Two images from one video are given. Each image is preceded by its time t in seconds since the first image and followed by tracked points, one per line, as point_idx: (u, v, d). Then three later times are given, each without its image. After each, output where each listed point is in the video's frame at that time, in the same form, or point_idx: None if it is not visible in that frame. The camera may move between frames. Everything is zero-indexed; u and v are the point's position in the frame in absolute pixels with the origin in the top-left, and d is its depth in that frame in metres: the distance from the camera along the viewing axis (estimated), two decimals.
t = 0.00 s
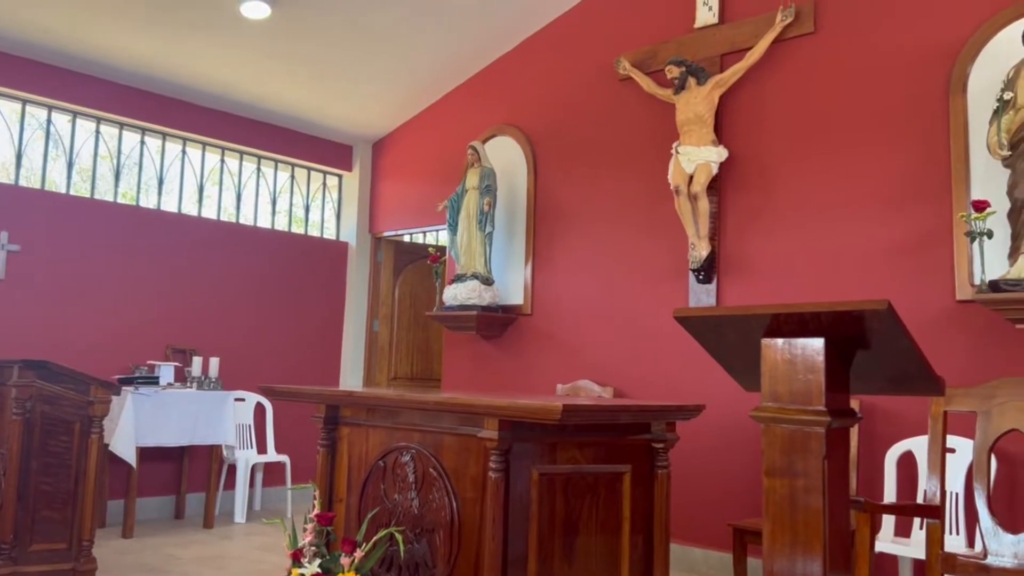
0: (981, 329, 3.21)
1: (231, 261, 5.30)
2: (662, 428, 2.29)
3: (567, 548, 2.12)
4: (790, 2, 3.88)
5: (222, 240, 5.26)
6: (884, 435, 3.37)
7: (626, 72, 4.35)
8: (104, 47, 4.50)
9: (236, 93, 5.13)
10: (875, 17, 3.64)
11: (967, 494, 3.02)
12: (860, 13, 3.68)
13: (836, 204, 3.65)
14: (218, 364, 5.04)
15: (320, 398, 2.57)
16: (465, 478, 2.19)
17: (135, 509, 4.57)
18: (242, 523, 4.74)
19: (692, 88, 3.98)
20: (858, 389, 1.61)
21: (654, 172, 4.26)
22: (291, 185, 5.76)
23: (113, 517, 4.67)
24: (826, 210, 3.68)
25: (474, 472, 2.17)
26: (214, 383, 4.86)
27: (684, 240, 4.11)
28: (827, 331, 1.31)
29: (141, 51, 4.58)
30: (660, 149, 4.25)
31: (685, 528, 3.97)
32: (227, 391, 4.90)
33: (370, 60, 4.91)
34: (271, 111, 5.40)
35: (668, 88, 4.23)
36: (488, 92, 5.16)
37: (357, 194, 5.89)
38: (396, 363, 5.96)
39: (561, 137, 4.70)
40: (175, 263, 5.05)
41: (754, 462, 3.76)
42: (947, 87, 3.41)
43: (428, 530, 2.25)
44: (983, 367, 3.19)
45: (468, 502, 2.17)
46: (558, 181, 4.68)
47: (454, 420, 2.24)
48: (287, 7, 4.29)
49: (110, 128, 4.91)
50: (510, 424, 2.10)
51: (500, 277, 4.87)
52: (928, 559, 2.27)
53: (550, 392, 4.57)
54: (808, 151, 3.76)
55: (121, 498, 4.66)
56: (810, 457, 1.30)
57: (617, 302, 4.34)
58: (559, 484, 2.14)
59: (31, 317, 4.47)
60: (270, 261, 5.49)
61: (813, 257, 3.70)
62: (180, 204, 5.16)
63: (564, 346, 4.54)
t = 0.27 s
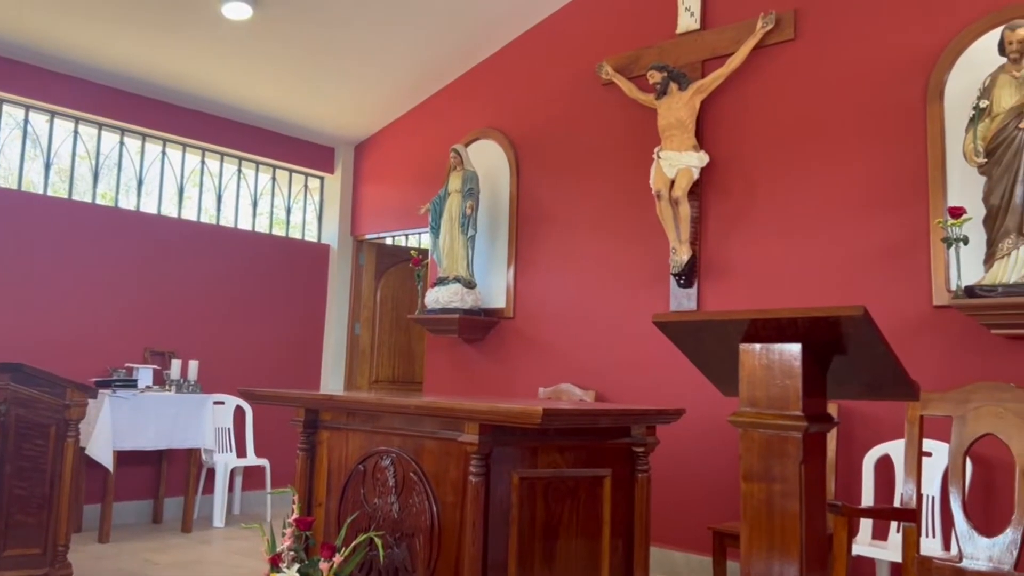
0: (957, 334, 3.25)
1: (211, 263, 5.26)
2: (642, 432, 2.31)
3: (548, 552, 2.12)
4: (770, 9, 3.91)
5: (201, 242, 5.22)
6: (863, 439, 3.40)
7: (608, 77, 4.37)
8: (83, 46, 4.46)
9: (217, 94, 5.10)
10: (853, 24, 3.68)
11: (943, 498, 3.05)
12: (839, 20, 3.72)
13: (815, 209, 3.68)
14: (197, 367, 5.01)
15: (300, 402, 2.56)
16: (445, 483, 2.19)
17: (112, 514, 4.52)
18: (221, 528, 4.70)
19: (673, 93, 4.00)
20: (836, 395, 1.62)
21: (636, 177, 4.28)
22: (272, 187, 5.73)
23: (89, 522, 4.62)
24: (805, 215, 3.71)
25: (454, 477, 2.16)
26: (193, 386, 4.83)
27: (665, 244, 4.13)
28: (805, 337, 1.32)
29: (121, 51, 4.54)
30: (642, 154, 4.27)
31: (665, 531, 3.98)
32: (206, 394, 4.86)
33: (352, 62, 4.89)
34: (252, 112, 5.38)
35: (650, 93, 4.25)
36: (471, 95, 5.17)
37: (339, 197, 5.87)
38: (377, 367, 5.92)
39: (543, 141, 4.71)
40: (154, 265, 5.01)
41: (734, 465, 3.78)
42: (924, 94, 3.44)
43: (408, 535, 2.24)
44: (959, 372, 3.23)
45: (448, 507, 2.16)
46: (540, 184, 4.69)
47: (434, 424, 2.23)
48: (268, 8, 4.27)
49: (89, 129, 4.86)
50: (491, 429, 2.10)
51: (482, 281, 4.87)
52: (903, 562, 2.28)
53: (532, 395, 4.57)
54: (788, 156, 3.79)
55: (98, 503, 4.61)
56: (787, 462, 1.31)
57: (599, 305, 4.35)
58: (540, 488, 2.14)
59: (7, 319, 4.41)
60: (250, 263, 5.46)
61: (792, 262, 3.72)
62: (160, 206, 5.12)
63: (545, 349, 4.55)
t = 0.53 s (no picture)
0: (883, 348, 3.35)
1: (142, 271, 5.13)
2: (580, 444, 2.39)
3: (485, 564, 2.14)
4: (707, 29, 4.00)
5: (133, 249, 5.09)
6: (793, 449, 3.48)
7: (550, 91, 4.41)
8: (9, 45, 4.31)
9: (152, 98, 4.98)
10: (786, 45, 3.79)
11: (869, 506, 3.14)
12: (773, 41, 3.82)
13: (749, 224, 3.77)
14: (127, 378, 4.87)
15: (232, 415, 2.51)
16: (381, 497, 2.17)
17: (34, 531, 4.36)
18: (150, 544, 4.57)
19: (613, 108, 4.08)
20: (763, 409, 1.66)
21: (576, 190, 4.32)
22: (209, 194, 5.62)
23: (9, 540, 4.45)
24: (740, 230, 3.79)
25: (389, 491, 2.14)
26: (123, 398, 4.69)
27: (604, 257, 4.18)
28: (731, 352, 1.36)
29: (50, 51, 4.40)
30: (583, 167, 4.32)
31: (602, 542, 4.01)
32: (136, 406, 4.73)
33: (293, 68, 4.84)
34: (188, 118, 5.27)
35: (591, 107, 4.31)
36: (413, 105, 5.15)
37: (277, 204, 5.79)
38: (315, 379, 5.84)
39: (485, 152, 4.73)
40: (82, 273, 4.86)
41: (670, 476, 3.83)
42: (853, 115, 3.56)
43: (342, 550, 2.22)
44: (884, 383, 3.33)
45: (383, 521, 2.14)
46: (481, 196, 4.70)
47: (370, 437, 2.22)
48: (206, 11, 4.20)
49: (15, 131, 4.70)
50: (427, 442, 2.09)
51: (423, 291, 4.85)
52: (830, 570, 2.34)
53: (471, 406, 4.57)
54: (725, 172, 3.88)
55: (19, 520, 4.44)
56: (714, 474, 1.34)
57: (539, 317, 4.37)
58: (476, 500, 2.15)
59: None
60: (184, 272, 5.34)
61: (728, 275, 3.80)
62: (90, 211, 4.97)
63: (485, 361, 4.55)
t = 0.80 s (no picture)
0: (761, 367, 3.49)
1: (7, 276, 4.82)
2: (467, 461, 2.41)
3: None
4: (602, 52, 4.10)
5: None
6: (677, 464, 3.57)
7: (448, 105, 4.41)
8: None
9: (24, 92, 4.71)
10: (676, 72, 3.91)
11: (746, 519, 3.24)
12: (664, 67, 3.94)
13: (639, 244, 3.86)
14: None
15: (99, 431, 2.38)
16: (258, 519, 2.13)
17: None
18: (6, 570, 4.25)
19: (510, 125, 4.12)
20: (641, 425, 1.72)
21: (471, 205, 4.33)
22: (85, 197, 5.34)
23: None
24: (629, 250, 3.88)
25: (267, 511, 2.11)
26: None
27: (498, 273, 4.19)
28: (609, 370, 1.42)
29: None
30: (478, 183, 4.33)
31: (490, 560, 3.99)
32: None
33: (180, 68, 4.68)
34: (65, 115, 5.00)
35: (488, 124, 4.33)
36: (308, 113, 5.05)
37: (160, 209, 5.55)
38: (195, 394, 5.58)
39: (379, 164, 4.68)
40: None
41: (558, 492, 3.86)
42: (736, 142, 3.71)
43: (215, 573, 2.17)
44: (762, 401, 3.46)
45: (261, 542, 2.11)
46: (375, 208, 4.64)
47: (247, 456, 2.17)
48: (85, 4, 4.03)
49: None
50: (308, 461, 2.08)
51: (313, 303, 4.74)
52: None
53: (360, 422, 4.48)
54: (616, 193, 3.96)
55: None
56: (591, 491, 1.39)
57: (431, 332, 4.34)
58: (358, 520, 2.16)
59: None
60: (55, 277, 5.04)
61: (617, 294, 3.88)
62: None
63: (375, 375, 4.48)
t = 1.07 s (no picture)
0: (663, 374, 3.56)
1: None
2: (367, 467, 2.38)
3: None
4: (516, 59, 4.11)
5: None
6: (580, 470, 3.61)
7: (359, 104, 4.35)
8: None
9: None
10: (586, 82, 3.97)
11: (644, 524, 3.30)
12: (575, 76, 3.99)
13: (547, 251, 3.90)
14: None
15: None
16: (143, 528, 2.07)
17: None
18: None
19: (422, 127, 4.09)
20: (537, 430, 1.75)
21: (381, 207, 4.29)
22: None
23: None
24: (537, 256, 3.91)
25: (153, 520, 2.06)
26: None
27: (406, 276, 4.15)
28: (508, 376, 1.43)
29: None
30: (388, 185, 4.29)
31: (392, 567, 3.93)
32: None
33: (73, 51, 4.47)
34: None
35: (399, 125, 4.29)
36: (212, 106, 4.89)
37: (50, 200, 5.24)
38: (85, 397, 5.41)
39: (287, 162, 4.57)
40: None
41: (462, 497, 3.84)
42: (643, 153, 3.78)
43: None
44: (663, 407, 3.54)
45: (146, 552, 2.05)
46: (281, 207, 4.53)
47: (133, 462, 2.11)
48: None
49: None
50: (199, 467, 2.02)
51: (213, 304, 4.59)
52: None
53: (260, 427, 4.35)
54: (526, 199, 3.99)
55: None
56: (486, 497, 1.40)
57: (337, 335, 4.26)
58: (251, 529, 2.10)
59: None
60: None
61: (525, 300, 3.90)
62: None
63: (277, 378, 4.36)
